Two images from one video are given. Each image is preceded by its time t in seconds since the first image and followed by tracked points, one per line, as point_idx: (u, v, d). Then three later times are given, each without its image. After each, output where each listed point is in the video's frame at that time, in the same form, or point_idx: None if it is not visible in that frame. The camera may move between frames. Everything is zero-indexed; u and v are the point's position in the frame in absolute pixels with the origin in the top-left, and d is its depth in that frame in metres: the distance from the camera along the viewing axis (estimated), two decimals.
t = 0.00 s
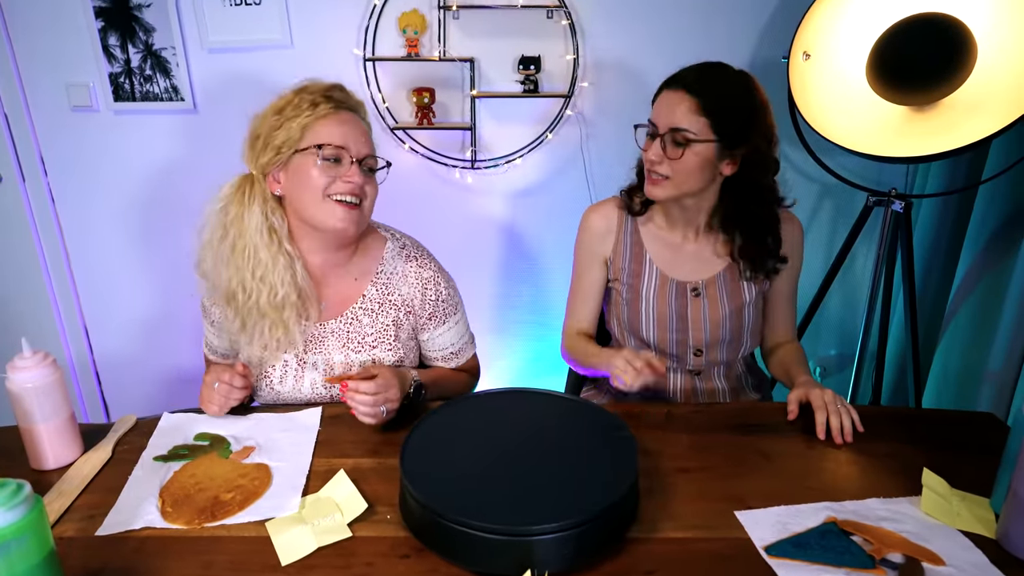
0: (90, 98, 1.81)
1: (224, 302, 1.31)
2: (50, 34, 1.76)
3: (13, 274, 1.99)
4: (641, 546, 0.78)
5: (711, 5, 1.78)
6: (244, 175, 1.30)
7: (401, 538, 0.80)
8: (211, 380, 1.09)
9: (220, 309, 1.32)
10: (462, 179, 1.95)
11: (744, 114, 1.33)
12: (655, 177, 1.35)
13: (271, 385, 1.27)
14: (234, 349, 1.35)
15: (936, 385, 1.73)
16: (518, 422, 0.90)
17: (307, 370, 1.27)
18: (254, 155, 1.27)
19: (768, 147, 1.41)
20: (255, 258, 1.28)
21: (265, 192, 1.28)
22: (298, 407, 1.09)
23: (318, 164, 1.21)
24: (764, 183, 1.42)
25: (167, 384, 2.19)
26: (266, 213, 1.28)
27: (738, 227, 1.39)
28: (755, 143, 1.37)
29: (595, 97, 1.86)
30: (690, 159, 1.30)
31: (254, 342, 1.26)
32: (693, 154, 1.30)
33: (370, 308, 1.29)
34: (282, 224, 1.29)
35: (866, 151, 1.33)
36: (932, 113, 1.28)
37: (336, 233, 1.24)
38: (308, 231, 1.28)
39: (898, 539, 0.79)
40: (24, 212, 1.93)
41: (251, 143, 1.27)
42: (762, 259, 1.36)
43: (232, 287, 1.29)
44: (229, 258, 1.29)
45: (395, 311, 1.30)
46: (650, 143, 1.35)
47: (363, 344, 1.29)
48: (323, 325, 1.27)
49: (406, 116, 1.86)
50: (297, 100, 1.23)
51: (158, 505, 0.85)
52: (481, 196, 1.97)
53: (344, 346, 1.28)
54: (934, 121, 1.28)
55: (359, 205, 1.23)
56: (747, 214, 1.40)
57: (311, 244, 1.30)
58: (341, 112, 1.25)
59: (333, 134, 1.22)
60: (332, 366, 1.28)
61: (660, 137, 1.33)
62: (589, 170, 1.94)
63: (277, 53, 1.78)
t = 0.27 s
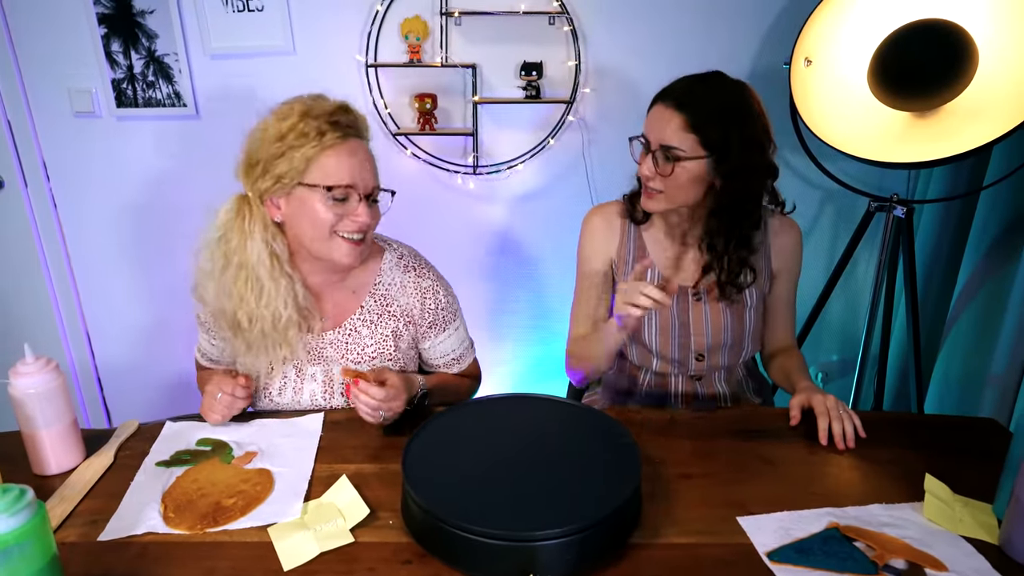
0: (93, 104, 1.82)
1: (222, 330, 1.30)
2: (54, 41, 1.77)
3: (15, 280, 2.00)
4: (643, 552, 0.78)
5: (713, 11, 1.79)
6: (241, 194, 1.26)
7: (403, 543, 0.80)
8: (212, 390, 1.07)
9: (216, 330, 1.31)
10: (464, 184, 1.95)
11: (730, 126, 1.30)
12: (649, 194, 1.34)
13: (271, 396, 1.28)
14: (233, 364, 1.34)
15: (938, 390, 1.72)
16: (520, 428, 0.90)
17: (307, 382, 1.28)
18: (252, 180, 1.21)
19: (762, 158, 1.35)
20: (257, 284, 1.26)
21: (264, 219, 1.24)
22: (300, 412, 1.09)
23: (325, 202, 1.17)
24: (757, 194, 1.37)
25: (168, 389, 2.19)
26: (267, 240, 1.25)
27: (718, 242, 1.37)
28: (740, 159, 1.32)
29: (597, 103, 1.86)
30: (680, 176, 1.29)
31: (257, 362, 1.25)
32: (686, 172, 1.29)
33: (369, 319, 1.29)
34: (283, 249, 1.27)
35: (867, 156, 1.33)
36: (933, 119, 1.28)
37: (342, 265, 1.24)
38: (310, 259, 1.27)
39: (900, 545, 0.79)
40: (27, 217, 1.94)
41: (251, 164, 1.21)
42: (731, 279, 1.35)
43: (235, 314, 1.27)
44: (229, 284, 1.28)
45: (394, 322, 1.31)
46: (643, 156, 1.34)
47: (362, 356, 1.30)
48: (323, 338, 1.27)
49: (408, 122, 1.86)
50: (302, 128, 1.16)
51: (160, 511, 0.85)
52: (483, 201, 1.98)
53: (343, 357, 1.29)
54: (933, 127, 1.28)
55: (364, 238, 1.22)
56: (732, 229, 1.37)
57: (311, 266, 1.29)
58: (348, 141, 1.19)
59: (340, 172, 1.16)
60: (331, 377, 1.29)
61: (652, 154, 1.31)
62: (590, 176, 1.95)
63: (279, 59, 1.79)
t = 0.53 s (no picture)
0: (95, 108, 1.82)
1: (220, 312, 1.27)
2: (56, 45, 1.77)
3: (17, 283, 2.00)
4: (643, 555, 0.78)
5: (713, 14, 1.79)
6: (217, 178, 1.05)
7: (403, 546, 0.80)
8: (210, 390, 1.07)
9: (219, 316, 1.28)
10: (464, 188, 1.95)
11: (728, 125, 1.30)
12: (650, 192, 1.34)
13: (270, 382, 1.28)
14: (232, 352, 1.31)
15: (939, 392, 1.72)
16: (520, 430, 0.90)
17: (306, 369, 1.28)
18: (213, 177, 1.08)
19: (762, 156, 1.35)
20: (238, 282, 1.13)
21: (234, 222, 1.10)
22: (301, 415, 1.09)
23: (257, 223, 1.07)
24: (761, 190, 1.36)
25: (168, 392, 2.19)
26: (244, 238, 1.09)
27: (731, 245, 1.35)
28: (739, 156, 1.32)
29: (597, 106, 1.86)
30: (678, 171, 1.30)
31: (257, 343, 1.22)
32: (685, 165, 1.29)
33: (371, 308, 1.29)
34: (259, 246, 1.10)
35: (867, 158, 1.33)
36: (934, 121, 1.28)
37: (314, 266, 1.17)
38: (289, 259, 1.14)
39: (902, 549, 0.79)
40: (29, 220, 1.94)
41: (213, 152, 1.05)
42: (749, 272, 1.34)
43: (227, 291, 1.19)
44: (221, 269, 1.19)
45: (397, 313, 1.30)
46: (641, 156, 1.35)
47: (363, 345, 1.29)
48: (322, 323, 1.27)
49: (409, 125, 1.87)
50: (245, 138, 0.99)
51: (160, 514, 0.85)
52: (483, 206, 1.98)
53: (344, 344, 1.29)
54: (934, 130, 1.28)
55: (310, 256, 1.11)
56: (741, 226, 1.36)
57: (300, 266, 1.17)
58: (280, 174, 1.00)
59: (279, 210, 1.02)
60: (330, 365, 1.29)
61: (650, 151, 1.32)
62: (591, 179, 1.95)
63: (280, 62, 1.80)
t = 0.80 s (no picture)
0: (95, 114, 1.83)
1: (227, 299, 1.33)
2: (57, 52, 1.78)
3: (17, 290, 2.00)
4: (642, 561, 0.78)
5: (712, 21, 1.79)
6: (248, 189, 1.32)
7: (401, 553, 0.80)
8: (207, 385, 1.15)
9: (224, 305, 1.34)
10: (464, 194, 1.96)
11: (729, 136, 1.31)
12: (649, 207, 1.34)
13: (277, 368, 1.29)
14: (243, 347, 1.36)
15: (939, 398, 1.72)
16: (520, 436, 0.90)
17: (313, 355, 1.28)
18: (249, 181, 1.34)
19: (762, 170, 1.35)
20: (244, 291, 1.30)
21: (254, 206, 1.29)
22: (300, 420, 1.09)
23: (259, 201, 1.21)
24: (759, 208, 1.36)
25: (168, 398, 2.19)
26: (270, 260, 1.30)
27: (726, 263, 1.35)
28: (740, 168, 1.32)
29: (596, 112, 1.87)
30: (675, 188, 1.30)
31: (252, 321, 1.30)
32: (683, 183, 1.29)
33: (379, 298, 1.30)
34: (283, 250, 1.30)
35: (867, 164, 1.34)
36: (933, 127, 1.29)
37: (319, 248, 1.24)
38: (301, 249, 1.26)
39: (901, 554, 0.78)
40: (29, 226, 1.94)
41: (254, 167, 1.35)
42: (743, 293, 1.34)
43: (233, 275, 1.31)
44: (230, 264, 1.33)
45: (404, 303, 1.31)
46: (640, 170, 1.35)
47: (370, 334, 1.30)
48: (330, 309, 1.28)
49: (409, 131, 1.87)
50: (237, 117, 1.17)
51: (158, 520, 0.85)
52: (484, 211, 1.98)
53: (351, 331, 1.29)
54: (933, 136, 1.28)
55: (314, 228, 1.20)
56: (738, 241, 1.35)
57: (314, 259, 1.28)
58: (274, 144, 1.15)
59: (273, 176, 1.15)
60: (336, 353, 1.29)
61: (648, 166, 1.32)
62: (590, 185, 1.95)
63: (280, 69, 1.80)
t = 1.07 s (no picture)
0: (95, 123, 1.83)
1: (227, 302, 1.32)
2: (58, 61, 1.79)
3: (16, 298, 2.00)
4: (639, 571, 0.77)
5: (709, 30, 1.80)
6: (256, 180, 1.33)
7: (397, 562, 0.79)
8: (222, 387, 1.15)
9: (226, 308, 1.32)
10: (462, 202, 1.96)
11: (726, 141, 1.31)
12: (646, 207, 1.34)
13: (280, 366, 1.28)
14: (246, 349, 1.36)
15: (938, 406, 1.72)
16: (516, 444, 0.90)
17: (317, 354, 1.28)
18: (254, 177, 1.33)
19: (759, 174, 1.36)
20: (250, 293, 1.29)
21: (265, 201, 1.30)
22: (297, 429, 1.09)
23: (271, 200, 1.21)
24: (756, 210, 1.36)
25: (166, 406, 2.18)
26: (273, 238, 1.29)
27: (720, 259, 1.36)
28: (734, 168, 1.32)
29: (593, 121, 1.88)
30: (670, 182, 1.30)
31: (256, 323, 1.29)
32: (680, 176, 1.30)
33: (382, 296, 1.31)
34: (287, 240, 1.29)
35: (862, 173, 1.34)
36: (927, 136, 1.29)
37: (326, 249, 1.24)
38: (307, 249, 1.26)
39: (898, 564, 0.78)
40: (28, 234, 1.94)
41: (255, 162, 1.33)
42: (737, 290, 1.34)
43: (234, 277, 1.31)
44: (234, 272, 1.32)
45: (406, 300, 1.32)
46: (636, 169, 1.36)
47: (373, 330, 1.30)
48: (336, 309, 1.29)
49: (407, 139, 1.88)
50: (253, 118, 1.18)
51: (154, 530, 0.85)
52: (481, 220, 1.99)
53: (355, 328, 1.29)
54: (928, 145, 1.29)
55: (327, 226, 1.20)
56: (734, 239, 1.36)
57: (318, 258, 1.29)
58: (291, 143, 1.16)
59: (288, 176, 1.16)
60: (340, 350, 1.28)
61: (643, 164, 1.33)
62: (588, 193, 1.96)
63: (280, 78, 1.81)
